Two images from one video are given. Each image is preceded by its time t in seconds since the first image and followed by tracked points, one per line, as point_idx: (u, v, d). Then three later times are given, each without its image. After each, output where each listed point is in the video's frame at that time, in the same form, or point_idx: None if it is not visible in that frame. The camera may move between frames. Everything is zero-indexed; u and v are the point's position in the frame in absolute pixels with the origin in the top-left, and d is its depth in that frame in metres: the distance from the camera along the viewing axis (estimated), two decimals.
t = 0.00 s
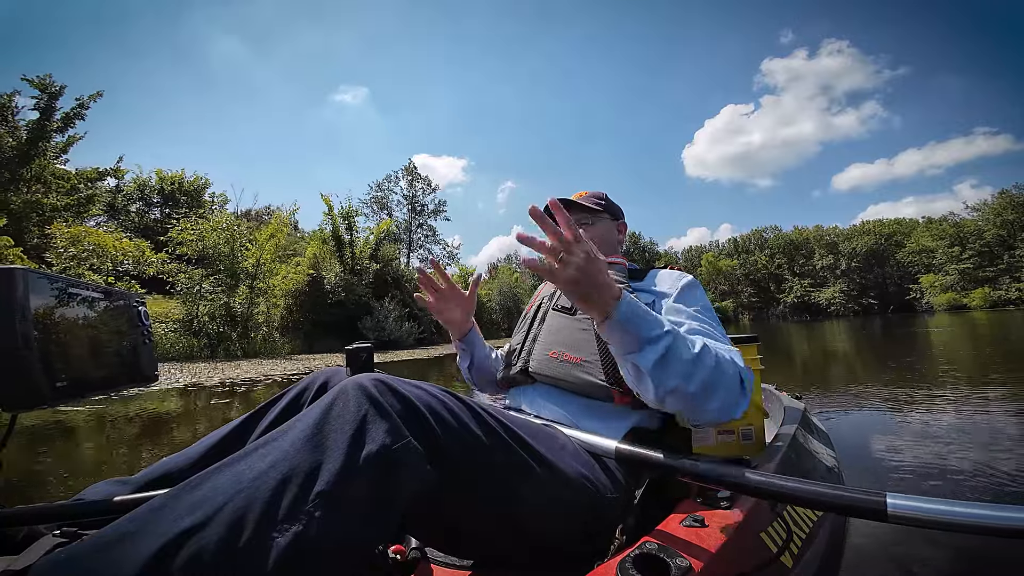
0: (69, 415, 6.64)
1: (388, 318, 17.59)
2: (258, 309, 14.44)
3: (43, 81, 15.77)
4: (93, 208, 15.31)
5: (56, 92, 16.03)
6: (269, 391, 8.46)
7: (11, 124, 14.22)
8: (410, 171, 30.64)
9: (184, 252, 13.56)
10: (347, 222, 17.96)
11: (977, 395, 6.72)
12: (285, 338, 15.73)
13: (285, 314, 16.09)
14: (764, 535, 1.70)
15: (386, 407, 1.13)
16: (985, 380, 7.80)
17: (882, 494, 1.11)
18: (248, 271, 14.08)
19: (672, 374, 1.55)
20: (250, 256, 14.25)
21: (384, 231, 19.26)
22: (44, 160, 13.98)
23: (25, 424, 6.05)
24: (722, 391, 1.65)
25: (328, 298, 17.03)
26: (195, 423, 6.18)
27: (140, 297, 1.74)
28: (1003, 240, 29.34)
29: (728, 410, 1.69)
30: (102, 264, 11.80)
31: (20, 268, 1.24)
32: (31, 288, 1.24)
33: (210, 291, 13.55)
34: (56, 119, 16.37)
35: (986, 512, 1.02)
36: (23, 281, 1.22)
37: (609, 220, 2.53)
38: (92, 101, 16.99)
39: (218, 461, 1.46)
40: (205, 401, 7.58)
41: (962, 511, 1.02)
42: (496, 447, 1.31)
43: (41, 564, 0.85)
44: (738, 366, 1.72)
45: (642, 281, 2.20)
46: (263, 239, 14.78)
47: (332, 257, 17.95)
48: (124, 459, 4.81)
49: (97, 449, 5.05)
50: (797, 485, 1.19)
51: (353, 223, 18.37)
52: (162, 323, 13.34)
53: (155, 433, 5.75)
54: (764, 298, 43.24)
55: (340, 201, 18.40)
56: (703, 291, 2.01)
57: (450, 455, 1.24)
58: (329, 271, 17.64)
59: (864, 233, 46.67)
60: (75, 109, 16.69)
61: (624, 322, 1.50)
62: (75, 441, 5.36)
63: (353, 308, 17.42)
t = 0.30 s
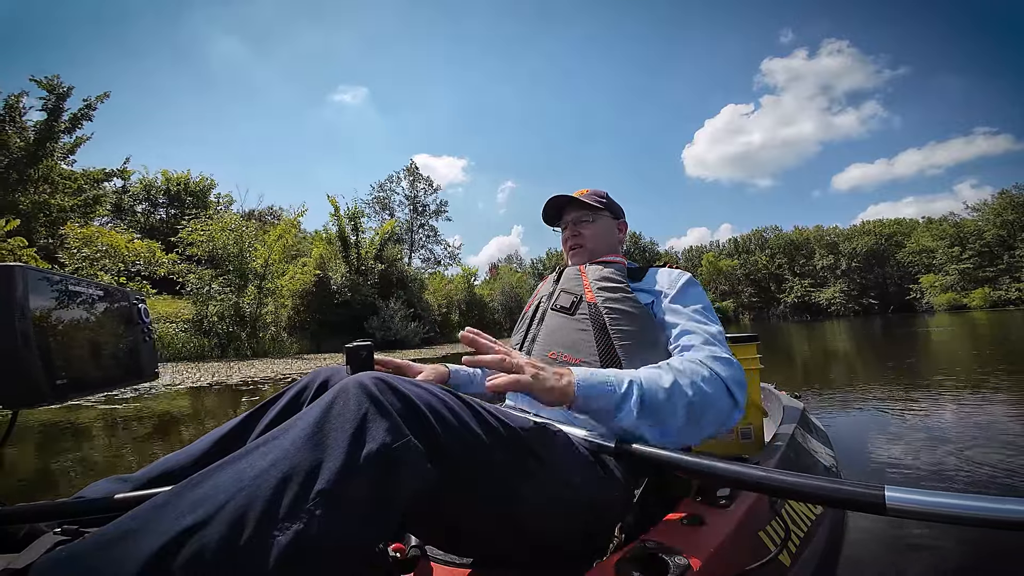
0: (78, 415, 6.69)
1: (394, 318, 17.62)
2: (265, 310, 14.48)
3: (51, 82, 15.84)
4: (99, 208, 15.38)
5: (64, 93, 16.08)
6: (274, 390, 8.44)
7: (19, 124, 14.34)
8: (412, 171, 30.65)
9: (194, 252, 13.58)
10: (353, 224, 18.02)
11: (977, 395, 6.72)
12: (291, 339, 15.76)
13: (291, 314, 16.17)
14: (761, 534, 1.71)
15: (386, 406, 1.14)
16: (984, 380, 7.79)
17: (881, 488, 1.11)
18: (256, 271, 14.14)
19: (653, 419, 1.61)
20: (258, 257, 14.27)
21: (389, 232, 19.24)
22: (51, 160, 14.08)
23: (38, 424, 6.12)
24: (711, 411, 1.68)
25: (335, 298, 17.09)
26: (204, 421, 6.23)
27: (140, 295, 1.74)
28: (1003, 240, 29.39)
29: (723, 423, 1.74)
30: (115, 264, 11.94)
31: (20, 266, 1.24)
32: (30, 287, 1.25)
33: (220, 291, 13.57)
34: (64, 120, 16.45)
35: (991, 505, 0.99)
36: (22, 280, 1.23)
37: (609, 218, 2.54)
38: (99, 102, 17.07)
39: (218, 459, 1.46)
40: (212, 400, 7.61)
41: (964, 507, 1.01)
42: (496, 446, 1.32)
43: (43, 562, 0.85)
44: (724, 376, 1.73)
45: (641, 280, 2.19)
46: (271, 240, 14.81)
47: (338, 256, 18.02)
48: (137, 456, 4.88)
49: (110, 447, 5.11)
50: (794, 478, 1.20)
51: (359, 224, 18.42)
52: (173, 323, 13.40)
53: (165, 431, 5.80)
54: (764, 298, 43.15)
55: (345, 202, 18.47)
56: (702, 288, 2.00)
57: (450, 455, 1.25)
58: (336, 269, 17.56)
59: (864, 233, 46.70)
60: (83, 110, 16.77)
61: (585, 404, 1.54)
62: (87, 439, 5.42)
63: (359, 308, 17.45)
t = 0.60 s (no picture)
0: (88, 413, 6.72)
1: (400, 318, 17.70)
2: (273, 311, 14.52)
3: (59, 83, 15.92)
4: (107, 209, 15.47)
5: (72, 94, 16.16)
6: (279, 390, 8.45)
7: (27, 125, 14.52)
8: (414, 172, 30.69)
9: (204, 252, 13.62)
10: (359, 224, 18.06)
11: (978, 395, 6.72)
12: (300, 338, 15.73)
13: (299, 314, 16.17)
14: (762, 534, 1.72)
15: (387, 406, 1.14)
16: (985, 380, 7.80)
17: (880, 489, 1.11)
18: (265, 272, 14.16)
19: (651, 438, 1.62)
20: (266, 257, 14.34)
21: (395, 232, 19.16)
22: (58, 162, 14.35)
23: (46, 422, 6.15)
24: (706, 422, 1.71)
25: (341, 298, 17.15)
26: (213, 420, 6.25)
27: (140, 294, 1.75)
28: (1003, 240, 29.43)
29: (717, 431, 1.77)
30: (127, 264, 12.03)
31: (20, 266, 1.25)
32: (30, 287, 1.25)
33: (228, 291, 13.58)
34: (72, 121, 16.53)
35: (996, 506, 0.99)
36: (23, 280, 1.23)
37: (610, 219, 2.54)
38: (107, 103, 17.14)
39: (217, 460, 1.46)
40: (218, 399, 7.63)
41: (965, 507, 1.02)
42: (497, 447, 1.32)
43: (45, 559, 0.85)
44: (717, 385, 1.76)
45: (642, 281, 2.20)
46: (279, 240, 14.85)
47: (343, 257, 18.05)
48: (149, 456, 4.90)
49: (122, 446, 5.14)
50: (794, 479, 1.20)
51: (365, 225, 18.44)
52: (183, 323, 13.41)
53: (175, 430, 5.83)
54: (764, 298, 43.13)
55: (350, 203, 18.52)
56: (702, 290, 2.03)
57: (451, 455, 1.25)
58: (341, 269, 17.57)
59: (865, 234, 46.75)
60: (91, 111, 16.85)
61: (585, 437, 1.50)
62: (98, 437, 5.46)
63: (364, 308, 17.50)
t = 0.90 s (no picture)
0: (101, 413, 6.73)
1: (406, 318, 17.72)
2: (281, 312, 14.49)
3: (66, 84, 15.91)
4: (113, 209, 15.45)
5: (79, 95, 16.11)
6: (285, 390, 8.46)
7: (34, 126, 14.46)
8: (415, 172, 30.71)
9: (213, 253, 13.63)
10: (363, 225, 18.06)
11: (978, 395, 6.72)
12: (308, 339, 15.70)
13: (307, 313, 16.17)
14: (763, 535, 1.71)
15: (387, 406, 1.13)
16: (985, 379, 7.81)
17: (881, 489, 1.11)
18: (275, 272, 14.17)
19: (650, 439, 1.61)
20: (274, 257, 14.37)
21: (399, 232, 19.18)
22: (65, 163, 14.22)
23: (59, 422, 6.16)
24: (706, 423, 1.71)
25: (348, 298, 17.20)
26: (221, 420, 6.26)
27: (139, 295, 1.74)
28: (1003, 240, 29.49)
29: (717, 432, 1.77)
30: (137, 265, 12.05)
31: (19, 266, 1.24)
32: (30, 288, 1.24)
33: (238, 291, 13.59)
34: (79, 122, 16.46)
35: (996, 505, 0.99)
36: (22, 280, 1.22)
37: (612, 219, 2.54)
38: (114, 104, 17.13)
39: (217, 461, 1.45)
40: (226, 399, 7.62)
41: (969, 507, 1.01)
42: (497, 449, 1.31)
43: (40, 562, 0.84)
44: (718, 387, 1.76)
45: (642, 281, 2.19)
46: (287, 242, 14.87)
47: (348, 257, 18.06)
48: (160, 457, 4.88)
49: (133, 445, 5.12)
50: (794, 479, 1.20)
51: (370, 225, 18.48)
52: (192, 323, 13.38)
53: (185, 430, 5.82)
54: (765, 298, 43.10)
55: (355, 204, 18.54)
56: (703, 290, 2.02)
57: (450, 455, 1.24)
58: (348, 270, 17.58)
59: (865, 234, 46.80)
60: (98, 113, 16.81)
61: (584, 438, 1.49)
62: (103, 437, 5.46)
63: (371, 308, 17.54)
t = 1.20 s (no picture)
0: (107, 413, 6.71)
1: (411, 318, 17.75)
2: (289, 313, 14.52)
3: (74, 85, 15.95)
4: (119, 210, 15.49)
5: (87, 96, 16.14)
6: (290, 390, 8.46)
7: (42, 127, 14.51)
8: (417, 172, 30.73)
9: (223, 254, 13.68)
10: (368, 226, 18.05)
11: (979, 395, 6.71)
12: (316, 339, 15.69)
13: (314, 313, 16.18)
14: (764, 536, 1.71)
15: (386, 406, 1.13)
16: (985, 380, 7.79)
17: (883, 488, 1.10)
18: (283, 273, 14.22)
19: (649, 440, 1.61)
20: (282, 257, 14.41)
21: (404, 233, 19.20)
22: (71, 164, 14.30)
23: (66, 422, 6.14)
24: (706, 423, 1.71)
25: (353, 298, 17.22)
26: (227, 420, 6.26)
27: (139, 297, 1.73)
28: (1002, 241, 29.49)
29: (717, 432, 1.77)
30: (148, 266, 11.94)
31: (19, 267, 1.23)
32: (30, 288, 1.24)
33: (247, 291, 13.59)
34: (87, 123, 16.49)
35: (998, 504, 0.98)
36: (22, 281, 1.21)
37: (612, 220, 2.54)
38: (121, 106, 17.10)
39: (218, 462, 1.45)
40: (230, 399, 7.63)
41: (972, 506, 1.00)
42: (497, 449, 1.31)
43: (41, 562, 0.84)
44: (718, 388, 1.75)
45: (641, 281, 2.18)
46: (295, 242, 14.90)
47: (354, 257, 18.08)
48: (167, 456, 4.90)
49: (143, 444, 5.13)
50: (794, 478, 1.20)
51: (375, 225, 18.47)
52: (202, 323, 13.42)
53: (196, 429, 5.81)
54: (765, 298, 43.04)
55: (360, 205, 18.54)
56: (703, 290, 2.02)
57: (451, 455, 1.24)
58: (354, 270, 17.58)
59: (864, 234, 46.82)
60: (106, 113, 16.82)
61: (584, 438, 1.48)
62: (111, 436, 5.48)
63: (377, 309, 17.60)
